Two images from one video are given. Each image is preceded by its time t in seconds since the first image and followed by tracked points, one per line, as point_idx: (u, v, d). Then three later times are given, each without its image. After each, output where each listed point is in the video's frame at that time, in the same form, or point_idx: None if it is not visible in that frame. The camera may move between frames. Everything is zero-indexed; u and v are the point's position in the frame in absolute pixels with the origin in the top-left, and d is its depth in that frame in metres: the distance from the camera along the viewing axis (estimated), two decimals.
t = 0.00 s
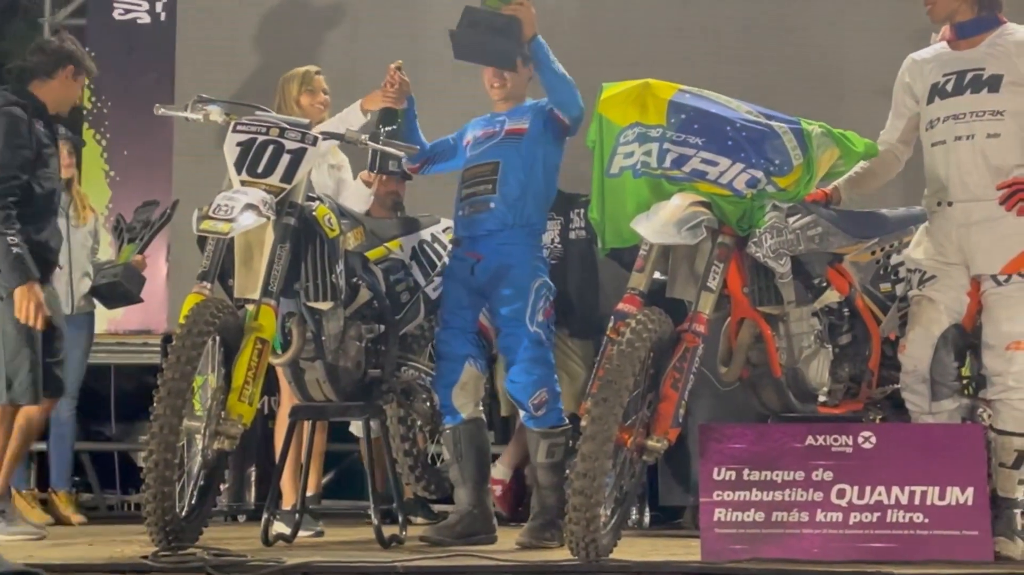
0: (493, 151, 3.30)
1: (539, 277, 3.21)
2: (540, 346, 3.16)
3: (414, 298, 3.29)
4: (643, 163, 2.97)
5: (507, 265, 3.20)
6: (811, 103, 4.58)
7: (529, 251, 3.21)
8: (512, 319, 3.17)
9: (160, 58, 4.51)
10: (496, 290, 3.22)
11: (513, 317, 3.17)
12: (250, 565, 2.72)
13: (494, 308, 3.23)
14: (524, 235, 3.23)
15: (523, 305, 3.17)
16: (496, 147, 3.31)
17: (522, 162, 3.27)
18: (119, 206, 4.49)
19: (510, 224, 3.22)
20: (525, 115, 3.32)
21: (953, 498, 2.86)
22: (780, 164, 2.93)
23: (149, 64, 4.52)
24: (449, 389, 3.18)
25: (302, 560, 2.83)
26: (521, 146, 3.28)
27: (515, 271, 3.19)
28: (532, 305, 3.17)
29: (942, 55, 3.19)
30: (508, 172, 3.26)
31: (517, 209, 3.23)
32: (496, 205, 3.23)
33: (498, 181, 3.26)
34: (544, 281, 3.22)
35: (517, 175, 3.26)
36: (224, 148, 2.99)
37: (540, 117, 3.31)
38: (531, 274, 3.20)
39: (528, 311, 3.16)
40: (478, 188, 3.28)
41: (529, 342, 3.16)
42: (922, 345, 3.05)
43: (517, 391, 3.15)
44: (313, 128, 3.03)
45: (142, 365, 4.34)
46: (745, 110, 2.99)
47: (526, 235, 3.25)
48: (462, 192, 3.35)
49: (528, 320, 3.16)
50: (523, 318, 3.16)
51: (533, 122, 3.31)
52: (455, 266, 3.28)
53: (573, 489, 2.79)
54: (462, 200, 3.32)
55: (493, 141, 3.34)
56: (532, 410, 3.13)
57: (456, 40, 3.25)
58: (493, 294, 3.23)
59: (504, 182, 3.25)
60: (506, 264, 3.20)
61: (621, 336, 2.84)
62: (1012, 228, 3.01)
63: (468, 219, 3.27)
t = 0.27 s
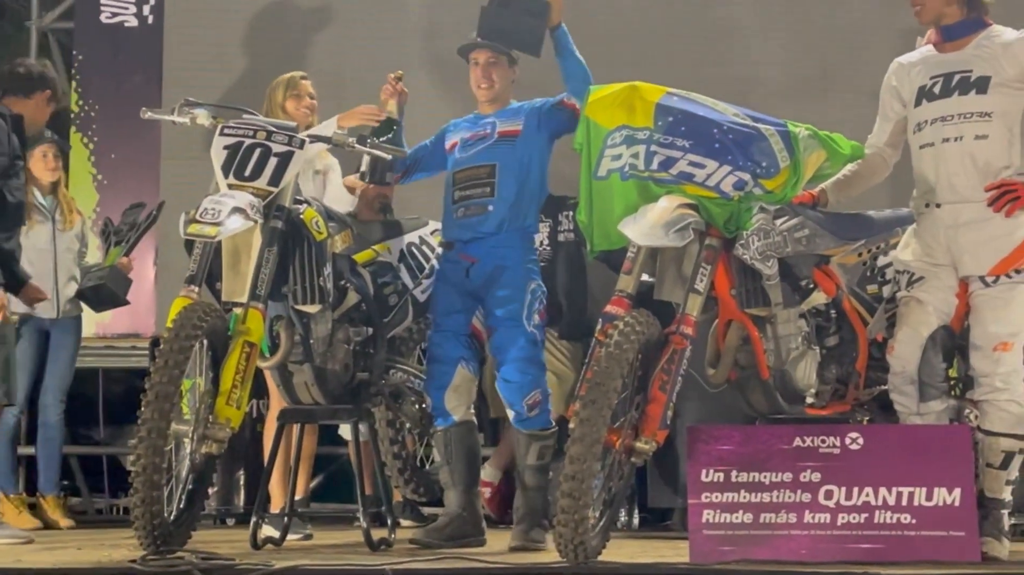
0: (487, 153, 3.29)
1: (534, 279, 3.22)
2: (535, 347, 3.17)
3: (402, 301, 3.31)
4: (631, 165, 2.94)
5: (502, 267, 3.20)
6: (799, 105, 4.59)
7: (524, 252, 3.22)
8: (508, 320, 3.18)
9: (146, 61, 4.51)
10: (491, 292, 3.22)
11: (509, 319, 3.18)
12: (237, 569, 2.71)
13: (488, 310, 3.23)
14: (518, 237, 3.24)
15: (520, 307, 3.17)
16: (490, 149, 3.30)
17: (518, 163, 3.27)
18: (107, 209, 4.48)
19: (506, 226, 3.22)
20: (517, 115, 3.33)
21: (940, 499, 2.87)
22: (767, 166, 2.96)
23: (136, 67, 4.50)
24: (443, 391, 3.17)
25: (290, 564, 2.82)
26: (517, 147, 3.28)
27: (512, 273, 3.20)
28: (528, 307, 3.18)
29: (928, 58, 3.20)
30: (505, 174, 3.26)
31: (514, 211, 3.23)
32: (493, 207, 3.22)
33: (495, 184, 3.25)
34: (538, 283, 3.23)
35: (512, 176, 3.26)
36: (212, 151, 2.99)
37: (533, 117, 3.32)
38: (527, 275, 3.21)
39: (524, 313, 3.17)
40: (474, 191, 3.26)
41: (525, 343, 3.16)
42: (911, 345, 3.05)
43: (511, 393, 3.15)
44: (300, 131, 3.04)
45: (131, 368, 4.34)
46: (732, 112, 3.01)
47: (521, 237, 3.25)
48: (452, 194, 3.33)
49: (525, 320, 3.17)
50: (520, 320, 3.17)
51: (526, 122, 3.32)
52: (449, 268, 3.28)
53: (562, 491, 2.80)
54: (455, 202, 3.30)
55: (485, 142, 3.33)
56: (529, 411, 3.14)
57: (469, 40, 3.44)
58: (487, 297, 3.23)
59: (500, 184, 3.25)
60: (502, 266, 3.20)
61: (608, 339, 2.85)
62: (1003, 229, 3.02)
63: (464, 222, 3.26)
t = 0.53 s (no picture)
0: (490, 154, 3.29)
1: (534, 283, 3.24)
2: (535, 351, 3.19)
3: (388, 305, 3.31)
4: (617, 169, 2.95)
5: (505, 271, 3.22)
6: (785, 108, 4.60)
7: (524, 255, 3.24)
8: (508, 324, 3.19)
9: (132, 64, 4.49)
10: (491, 295, 3.24)
11: (510, 323, 3.19)
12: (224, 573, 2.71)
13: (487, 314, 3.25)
14: (518, 239, 3.26)
15: (521, 311, 3.19)
16: (492, 150, 3.29)
17: (520, 165, 3.27)
18: (93, 213, 4.47)
19: (509, 229, 3.24)
20: (516, 115, 3.32)
21: (926, 501, 2.88)
22: (751, 170, 2.94)
23: (122, 71, 4.48)
24: (435, 395, 3.21)
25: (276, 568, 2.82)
26: (519, 149, 3.27)
27: (515, 276, 3.22)
28: (529, 311, 3.19)
29: (915, 61, 3.21)
30: (509, 176, 3.26)
31: (517, 213, 3.25)
32: (498, 208, 3.24)
33: (501, 185, 3.26)
34: (539, 287, 3.25)
35: (516, 178, 3.26)
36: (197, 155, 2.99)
37: (534, 117, 3.30)
38: (528, 279, 3.23)
39: (525, 317, 3.19)
40: (479, 192, 3.27)
41: (525, 346, 3.18)
42: (897, 347, 3.06)
43: (509, 396, 3.16)
44: (286, 136, 3.04)
45: (116, 373, 4.33)
46: (717, 115, 3.00)
47: (521, 240, 3.27)
48: (453, 195, 3.34)
49: (527, 325, 3.19)
50: (521, 324, 3.18)
51: (527, 122, 3.30)
52: (449, 272, 3.29)
53: (548, 494, 2.79)
54: (457, 203, 3.31)
55: (486, 144, 3.32)
56: (529, 415, 3.16)
57: (463, 43, 3.42)
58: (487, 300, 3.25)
59: (505, 185, 3.26)
60: (505, 269, 3.22)
61: (595, 343, 2.85)
62: (992, 231, 3.03)
63: (469, 224, 3.27)
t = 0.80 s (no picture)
0: (499, 156, 3.29)
1: (536, 291, 3.27)
2: (534, 357, 3.22)
3: (376, 310, 3.30)
4: (603, 174, 2.98)
5: (512, 276, 3.24)
6: (772, 114, 4.62)
7: (527, 261, 3.27)
8: (510, 330, 3.22)
9: (118, 70, 4.49)
10: (493, 301, 3.26)
11: (514, 329, 3.22)
12: None
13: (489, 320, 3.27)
14: (521, 246, 3.28)
15: (524, 317, 3.23)
16: (500, 153, 3.30)
17: (528, 170, 3.30)
18: (79, 219, 4.47)
19: (517, 234, 3.27)
20: (522, 120, 3.34)
21: (912, 505, 2.89)
22: (737, 174, 2.95)
23: (109, 77, 4.48)
24: (431, 399, 3.22)
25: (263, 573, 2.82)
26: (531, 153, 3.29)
27: (521, 282, 3.25)
28: (531, 318, 3.23)
29: (902, 64, 3.22)
30: (519, 180, 3.29)
31: (523, 218, 3.28)
32: (507, 212, 3.26)
33: (510, 189, 3.28)
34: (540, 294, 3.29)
35: (525, 183, 3.29)
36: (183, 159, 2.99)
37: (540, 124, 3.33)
38: (532, 286, 3.27)
39: (527, 324, 3.22)
40: (489, 194, 3.28)
41: (525, 352, 3.21)
42: (884, 352, 3.06)
43: (507, 401, 3.17)
44: (272, 141, 3.04)
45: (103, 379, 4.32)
46: (702, 121, 3.02)
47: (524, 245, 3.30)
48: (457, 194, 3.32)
49: (529, 331, 3.22)
50: (525, 330, 3.22)
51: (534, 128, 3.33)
52: (451, 275, 3.29)
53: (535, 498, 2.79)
54: (463, 203, 3.30)
55: (494, 146, 3.32)
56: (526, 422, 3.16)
57: (466, 48, 3.43)
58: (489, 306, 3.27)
59: (515, 190, 3.28)
60: (513, 275, 3.24)
61: (582, 348, 2.85)
62: (982, 236, 3.06)
63: (476, 225, 3.27)
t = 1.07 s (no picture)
0: (498, 159, 3.31)
1: (529, 299, 3.30)
2: (526, 364, 3.25)
3: (364, 317, 3.32)
4: (592, 181, 2.97)
5: (508, 283, 3.27)
6: (762, 120, 4.62)
7: (522, 268, 3.30)
8: (504, 337, 3.26)
9: (108, 77, 4.49)
10: (488, 307, 3.29)
11: (508, 337, 3.26)
12: None
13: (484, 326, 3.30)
14: (516, 252, 3.31)
15: (518, 325, 3.26)
16: (498, 157, 3.31)
17: (526, 175, 3.32)
18: (68, 226, 4.47)
19: (512, 240, 3.29)
20: (520, 126, 3.35)
21: (900, 511, 2.89)
22: (726, 181, 2.97)
23: (98, 83, 4.48)
24: (437, 404, 3.21)
25: None
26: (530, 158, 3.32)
27: (516, 290, 3.28)
28: (525, 325, 3.28)
29: (891, 73, 3.22)
30: (516, 185, 3.31)
31: (518, 224, 3.30)
32: (503, 217, 3.28)
33: (507, 194, 3.30)
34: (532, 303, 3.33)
35: (522, 189, 3.32)
36: (171, 167, 2.98)
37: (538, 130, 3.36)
38: (527, 294, 3.30)
39: (520, 332, 3.27)
40: (486, 197, 3.29)
41: (518, 359, 3.25)
42: (871, 359, 3.08)
43: (500, 408, 3.20)
44: (261, 148, 3.04)
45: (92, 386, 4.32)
46: (692, 128, 3.03)
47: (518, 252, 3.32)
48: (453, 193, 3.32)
49: (521, 339, 3.27)
50: (518, 338, 3.27)
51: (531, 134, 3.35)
52: (447, 280, 3.29)
53: (525, 505, 2.78)
54: (459, 204, 3.30)
55: (493, 149, 3.33)
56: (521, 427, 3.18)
57: (463, 51, 3.43)
58: (486, 312, 3.30)
59: (512, 194, 3.30)
60: (509, 282, 3.27)
61: (571, 355, 2.84)
62: (970, 243, 3.06)
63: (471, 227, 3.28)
